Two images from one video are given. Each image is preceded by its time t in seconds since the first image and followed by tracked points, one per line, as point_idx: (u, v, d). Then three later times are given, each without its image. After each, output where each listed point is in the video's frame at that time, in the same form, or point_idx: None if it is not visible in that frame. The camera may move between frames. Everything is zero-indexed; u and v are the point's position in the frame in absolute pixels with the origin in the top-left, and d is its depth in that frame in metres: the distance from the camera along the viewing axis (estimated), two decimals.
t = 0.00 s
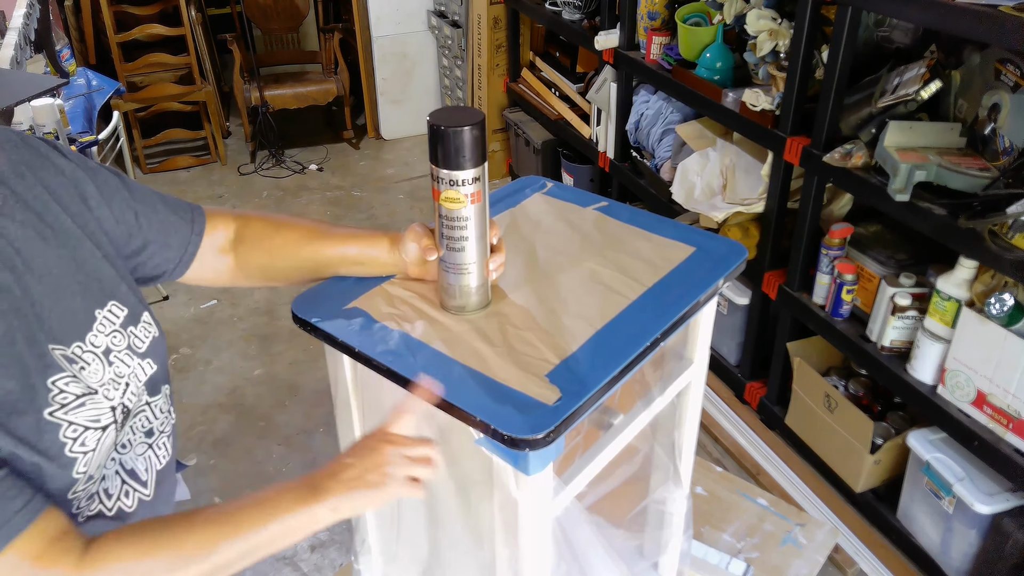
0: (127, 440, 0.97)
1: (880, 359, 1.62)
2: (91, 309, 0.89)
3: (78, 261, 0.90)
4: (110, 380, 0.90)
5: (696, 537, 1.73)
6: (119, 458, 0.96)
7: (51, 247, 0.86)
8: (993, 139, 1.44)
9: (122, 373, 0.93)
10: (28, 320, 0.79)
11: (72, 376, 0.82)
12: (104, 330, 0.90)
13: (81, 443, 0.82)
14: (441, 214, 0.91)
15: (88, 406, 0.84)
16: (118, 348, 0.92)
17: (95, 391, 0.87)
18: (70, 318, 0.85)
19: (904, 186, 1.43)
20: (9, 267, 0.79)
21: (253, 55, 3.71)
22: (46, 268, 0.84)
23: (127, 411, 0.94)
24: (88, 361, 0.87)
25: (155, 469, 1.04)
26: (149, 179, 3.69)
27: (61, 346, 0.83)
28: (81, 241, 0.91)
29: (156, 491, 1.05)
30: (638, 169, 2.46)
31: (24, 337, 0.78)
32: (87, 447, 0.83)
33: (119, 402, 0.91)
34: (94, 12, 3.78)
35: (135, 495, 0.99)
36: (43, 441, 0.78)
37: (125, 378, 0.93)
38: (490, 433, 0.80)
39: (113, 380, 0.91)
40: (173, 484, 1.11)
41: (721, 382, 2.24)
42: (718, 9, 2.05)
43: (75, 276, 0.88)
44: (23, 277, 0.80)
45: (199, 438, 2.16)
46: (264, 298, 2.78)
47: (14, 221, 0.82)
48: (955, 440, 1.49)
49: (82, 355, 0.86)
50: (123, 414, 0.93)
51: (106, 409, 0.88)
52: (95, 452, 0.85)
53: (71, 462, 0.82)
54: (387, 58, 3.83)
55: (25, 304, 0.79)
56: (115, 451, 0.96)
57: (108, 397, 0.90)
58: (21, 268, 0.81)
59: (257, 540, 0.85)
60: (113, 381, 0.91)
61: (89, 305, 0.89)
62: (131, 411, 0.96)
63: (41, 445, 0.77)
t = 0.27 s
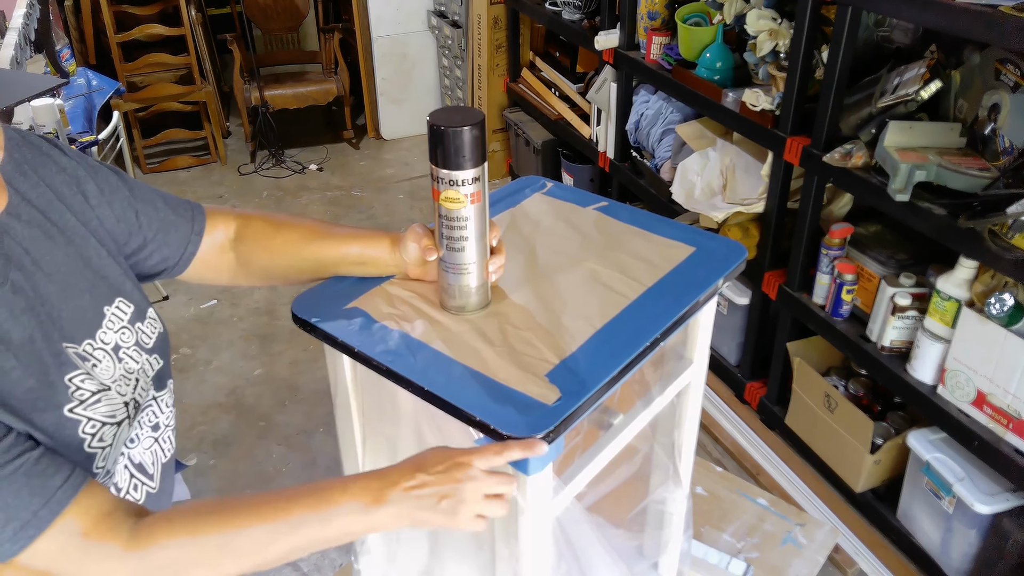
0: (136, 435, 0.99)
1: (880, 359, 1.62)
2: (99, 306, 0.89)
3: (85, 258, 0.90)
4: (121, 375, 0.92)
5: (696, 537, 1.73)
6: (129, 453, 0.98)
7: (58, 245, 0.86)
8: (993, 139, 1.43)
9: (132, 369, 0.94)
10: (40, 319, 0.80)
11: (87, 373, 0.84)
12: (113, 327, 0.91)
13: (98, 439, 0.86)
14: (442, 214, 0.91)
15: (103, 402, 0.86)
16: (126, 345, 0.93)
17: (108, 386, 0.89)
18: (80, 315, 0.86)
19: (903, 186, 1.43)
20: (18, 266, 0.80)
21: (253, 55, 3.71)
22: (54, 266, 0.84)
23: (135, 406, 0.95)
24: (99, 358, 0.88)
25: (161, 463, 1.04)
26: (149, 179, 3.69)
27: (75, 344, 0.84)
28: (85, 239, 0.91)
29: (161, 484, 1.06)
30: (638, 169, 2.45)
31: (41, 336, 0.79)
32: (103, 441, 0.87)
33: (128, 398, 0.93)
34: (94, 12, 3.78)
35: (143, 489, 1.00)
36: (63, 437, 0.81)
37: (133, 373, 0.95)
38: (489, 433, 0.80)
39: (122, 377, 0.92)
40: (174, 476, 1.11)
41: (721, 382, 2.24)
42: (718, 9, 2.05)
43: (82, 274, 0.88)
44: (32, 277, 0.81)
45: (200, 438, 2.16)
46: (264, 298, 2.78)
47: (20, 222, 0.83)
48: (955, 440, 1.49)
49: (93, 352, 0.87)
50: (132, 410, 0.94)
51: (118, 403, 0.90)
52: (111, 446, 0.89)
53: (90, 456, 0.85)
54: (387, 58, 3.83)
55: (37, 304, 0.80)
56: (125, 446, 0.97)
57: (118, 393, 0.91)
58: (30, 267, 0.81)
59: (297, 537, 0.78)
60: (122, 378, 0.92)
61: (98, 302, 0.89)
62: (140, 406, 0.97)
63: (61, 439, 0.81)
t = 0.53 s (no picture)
0: (141, 433, 0.97)
1: (880, 359, 1.62)
2: (100, 303, 0.88)
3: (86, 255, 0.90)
4: (122, 373, 0.88)
5: (696, 537, 1.73)
6: (135, 451, 0.97)
7: (58, 242, 0.86)
8: (993, 139, 1.43)
9: (135, 367, 0.91)
10: (36, 317, 0.79)
11: (81, 371, 0.82)
12: (114, 323, 0.88)
13: (92, 437, 0.82)
14: (442, 214, 0.91)
15: (98, 400, 0.83)
16: (128, 342, 0.90)
17: (107, 384, 0.85)
18: (82, 310, 0.85)
19: (904, 186, 1.43)
20: (17, 261, 0.81)
21: (253, 55, 3.71)
22: (55, 262, 0.85)
23: (138, 404, 0.92)
24: (100, 354, 0.85)
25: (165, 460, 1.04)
26: (149, 179, 3.69)
27: (70, 341, 0.82)
28: (88, 236, 0.91)
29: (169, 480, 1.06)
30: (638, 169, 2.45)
31: (33, 331, 0.78)
32: (97, 440, 0.82)
33: (129, 396, 0.89)
34: (94, 13, 3.78)
35: (150, 486, 1.00)
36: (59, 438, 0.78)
37: (136, 371, 0.91)
38: (489, 432, 0.80)
39: (124, 373, 0.88)
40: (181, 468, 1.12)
41: (721, 382, 2.24)
42: (718, 9, 2.05)
43: (84, 271, 0.88)
44: (30, 273, 0.81)
45: (199, 438, 2.16)
46: (264, 298, 2.78)
47: (21, 218, 0.84)
48: (955, 440, 1.49)
49: (93, 348, 0.85)
50: (134, 408, 0.91)
51: (116, 402, 0.86)
52: (107, 446, 0.84)
53: (82, 455, 0.81)
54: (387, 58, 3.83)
55: (34, 301, 0.80)
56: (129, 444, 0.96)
57: (120, 390, 0.87)
58: (27, 262, 0.81)
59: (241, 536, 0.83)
60: (124, 374, 0.88)
61: (98, 298, 0.88)
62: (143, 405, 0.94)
63: (55, 441, 0.78)
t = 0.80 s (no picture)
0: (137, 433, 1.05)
1: (880, 359, 1.62)
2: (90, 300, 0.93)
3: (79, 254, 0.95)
4: (107, 367, 0.95)
5: (696, 537, 1.73)
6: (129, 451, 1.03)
7: (52, 243, 0.92)
8: (993, 139, 1.43)
9: (122, 362, 0.97)
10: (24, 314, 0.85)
11: (61, 364, 0.88)
12: (103, 320, 0.95)
13: (70, 426, 0.89)
14: (441, 215, 0.91)
15: (79, 391, 0.90)
16: (116, 338, 0.97)
17: (91, 377, 0.92)
18: (67, 307, 0.90)
19: (904, 186, 1.43)
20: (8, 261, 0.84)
21: (253, 55, 3.71)
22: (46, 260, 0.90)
23: (128, 401, 0.99)
24: (85, 348, 0.91)
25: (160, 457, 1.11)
26: (149, 179, 3.68)
27: (52, 335, 0.87)
28: (79, 238, 0.95)
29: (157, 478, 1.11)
30: (639, 168, 2.45)
31: (12, 328, 0.83)
32: (75, 430, 0.90)
33: (116, 391, 0.96)
34: (94, 12, 3.78)
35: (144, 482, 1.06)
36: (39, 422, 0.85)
37: (122, 366, 0.97)
38: (490, 432, 0.80)
39: (110, 367, 0.95)
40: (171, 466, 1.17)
41: (721, 382, 2.24)
42: (718, 9, 2.05)
43: (73, 269, 0.93)
44: (18, 266, 0.86)
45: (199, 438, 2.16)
46: (264, 298, 2.78)
47: (15, 217, 0.88)
48: (955, 440, 1.50)
49: (79, 343, 0.91)
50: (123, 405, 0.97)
51: (100, 395, 0.93)
52: (85, 437, 0.91)
53: (59, 444, 0.88)
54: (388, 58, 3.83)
55: (20, 295, 0.85)
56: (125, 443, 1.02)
57: (104, 383, 0.94)
58: (19, 261, 0.86)
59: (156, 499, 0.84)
60: (110, 368, 0.95)
61: (88, 296, 0.93)
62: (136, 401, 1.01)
63: (31, 426, 0.84)
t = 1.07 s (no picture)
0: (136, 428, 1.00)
1: (880, 359, 1.62)
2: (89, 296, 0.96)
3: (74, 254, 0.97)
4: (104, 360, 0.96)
5: (696, 537, 1.73)
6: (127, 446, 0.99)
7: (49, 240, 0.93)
8: (993, 139, 1.44)
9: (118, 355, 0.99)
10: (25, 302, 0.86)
11: (58, 354, 0.88)
12: (101, 315, 0.97)
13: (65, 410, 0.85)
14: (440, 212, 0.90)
15: (74, 381, 0.89)
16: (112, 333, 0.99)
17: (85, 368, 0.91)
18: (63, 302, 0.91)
19: (903, 186, 1.43)
20: None
21: (253, 55, 3.71)
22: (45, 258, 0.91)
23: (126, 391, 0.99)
24: (83, 341, 0.93)
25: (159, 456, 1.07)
26: (149, 179, 3.68)
27: (49, 326, 0.88)
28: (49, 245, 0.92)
29: (159, 478, 1.08)
30: (639, 169, 2.45)
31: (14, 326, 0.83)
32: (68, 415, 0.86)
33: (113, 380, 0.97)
34: (94, 13, 3.78)
35: (143, 484, 1.02)
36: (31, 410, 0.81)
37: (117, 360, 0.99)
38: (490, 432, 0.80)
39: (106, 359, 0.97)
40: (178, 466, 1.15)
41: (721, 382, 2.24)
42: (718, 9, 2.05)
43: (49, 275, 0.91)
44: None
45: (199, 438, 2.16)
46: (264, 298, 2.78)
47: None
48: (955, 440, 1.50)
49: (77, 335, 0.93)
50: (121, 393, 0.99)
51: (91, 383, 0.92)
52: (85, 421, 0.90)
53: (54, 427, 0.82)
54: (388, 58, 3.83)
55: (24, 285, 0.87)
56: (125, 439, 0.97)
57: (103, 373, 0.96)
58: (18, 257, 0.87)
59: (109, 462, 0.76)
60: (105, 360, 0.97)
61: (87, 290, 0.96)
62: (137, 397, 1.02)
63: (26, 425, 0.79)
